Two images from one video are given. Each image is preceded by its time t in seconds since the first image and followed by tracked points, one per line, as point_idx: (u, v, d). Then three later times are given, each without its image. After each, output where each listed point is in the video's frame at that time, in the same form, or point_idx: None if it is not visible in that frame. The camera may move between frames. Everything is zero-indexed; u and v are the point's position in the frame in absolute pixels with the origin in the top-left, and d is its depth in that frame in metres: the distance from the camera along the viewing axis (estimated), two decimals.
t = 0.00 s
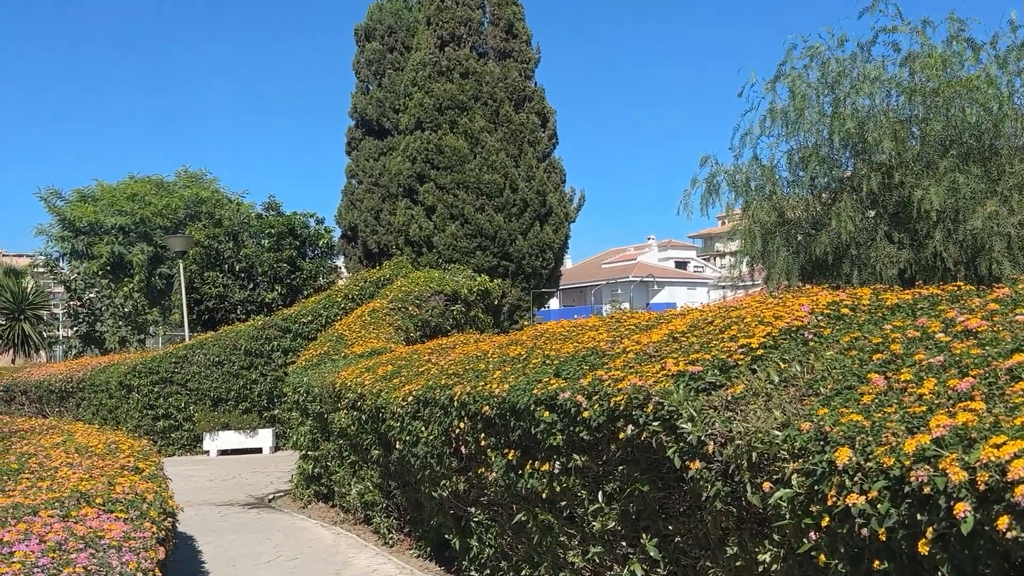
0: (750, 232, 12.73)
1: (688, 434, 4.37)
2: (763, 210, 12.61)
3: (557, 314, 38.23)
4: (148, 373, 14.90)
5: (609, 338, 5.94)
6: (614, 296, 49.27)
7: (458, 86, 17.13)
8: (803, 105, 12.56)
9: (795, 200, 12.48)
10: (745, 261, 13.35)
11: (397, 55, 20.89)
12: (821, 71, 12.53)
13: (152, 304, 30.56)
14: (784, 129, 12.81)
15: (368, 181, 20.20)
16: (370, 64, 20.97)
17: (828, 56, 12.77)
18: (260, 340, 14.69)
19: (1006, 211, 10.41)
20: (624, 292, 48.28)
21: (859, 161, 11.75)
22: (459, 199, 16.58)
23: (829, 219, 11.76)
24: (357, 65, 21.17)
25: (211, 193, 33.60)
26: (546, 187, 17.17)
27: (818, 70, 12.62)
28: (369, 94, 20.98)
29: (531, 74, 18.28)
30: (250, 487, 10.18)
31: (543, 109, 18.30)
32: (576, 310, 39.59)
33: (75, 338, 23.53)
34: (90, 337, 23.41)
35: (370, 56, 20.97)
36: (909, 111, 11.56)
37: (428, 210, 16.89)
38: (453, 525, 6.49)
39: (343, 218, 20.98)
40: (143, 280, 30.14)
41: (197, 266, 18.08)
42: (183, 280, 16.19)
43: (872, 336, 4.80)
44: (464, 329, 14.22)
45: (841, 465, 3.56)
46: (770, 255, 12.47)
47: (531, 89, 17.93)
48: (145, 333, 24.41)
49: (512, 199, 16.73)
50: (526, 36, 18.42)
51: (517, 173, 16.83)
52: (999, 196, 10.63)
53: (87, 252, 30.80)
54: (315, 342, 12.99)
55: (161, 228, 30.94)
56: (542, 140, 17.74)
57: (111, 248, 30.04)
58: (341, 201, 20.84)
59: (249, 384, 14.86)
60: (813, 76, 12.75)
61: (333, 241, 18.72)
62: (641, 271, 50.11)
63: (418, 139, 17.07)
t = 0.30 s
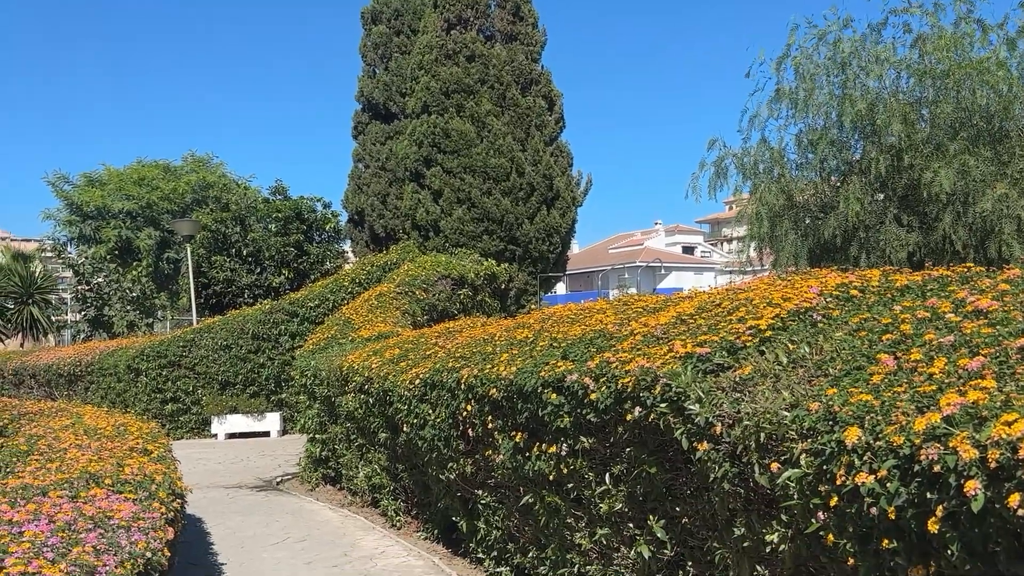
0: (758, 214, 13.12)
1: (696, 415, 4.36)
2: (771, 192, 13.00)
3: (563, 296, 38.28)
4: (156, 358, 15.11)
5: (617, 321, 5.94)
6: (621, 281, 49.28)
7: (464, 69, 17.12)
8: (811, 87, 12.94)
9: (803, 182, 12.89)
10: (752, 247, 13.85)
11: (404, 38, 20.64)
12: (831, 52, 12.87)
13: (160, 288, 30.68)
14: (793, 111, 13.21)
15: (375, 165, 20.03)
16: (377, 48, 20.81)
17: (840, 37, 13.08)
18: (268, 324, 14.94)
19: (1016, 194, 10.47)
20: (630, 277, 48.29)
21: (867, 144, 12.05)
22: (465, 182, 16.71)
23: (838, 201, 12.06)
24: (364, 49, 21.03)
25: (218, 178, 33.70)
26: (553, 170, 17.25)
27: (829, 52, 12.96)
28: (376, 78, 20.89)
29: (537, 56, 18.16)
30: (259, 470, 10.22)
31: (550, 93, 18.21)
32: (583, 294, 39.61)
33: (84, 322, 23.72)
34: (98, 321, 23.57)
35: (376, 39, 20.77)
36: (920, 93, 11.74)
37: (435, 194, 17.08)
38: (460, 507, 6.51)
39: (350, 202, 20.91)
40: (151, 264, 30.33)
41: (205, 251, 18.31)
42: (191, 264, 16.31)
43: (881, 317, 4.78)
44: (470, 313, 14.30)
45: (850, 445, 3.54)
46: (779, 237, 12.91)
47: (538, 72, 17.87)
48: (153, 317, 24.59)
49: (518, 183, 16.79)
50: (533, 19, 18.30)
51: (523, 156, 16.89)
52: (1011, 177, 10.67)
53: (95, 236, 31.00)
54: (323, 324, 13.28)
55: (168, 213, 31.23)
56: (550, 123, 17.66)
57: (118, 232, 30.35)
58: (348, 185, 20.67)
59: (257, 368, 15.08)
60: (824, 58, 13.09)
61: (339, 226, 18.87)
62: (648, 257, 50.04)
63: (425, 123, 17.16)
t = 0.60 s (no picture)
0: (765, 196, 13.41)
1: (703, 396, 4.36)
2: (779, 174, 13.31)
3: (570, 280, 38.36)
4: (163, 341, 15.35)
5: (624, 304, 5.93)
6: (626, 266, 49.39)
7: (470, 52, 17.07)
8: (819, 69, 13.20)
9: (812, 165, 13.17)
10: (758, 231, 14.32)
11: (410, 22, 20.22)
12: (840, 34, 13.14)
13: (167, 272, 30.84)
14: (801, 92, 13.47)
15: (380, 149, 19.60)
16: (383, 31, 20.42)
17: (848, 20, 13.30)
18: (275, 309, 15.12)
19: None
20: (637, 262, 48.31)
21: (876, 126, 12.43)
22: (471, 167, 16.65)
23: (847, 184, 12.47)
24: (370, 32, 20.83)
25: (225, 162, 33.82)
26: (559, 155, 17.16)
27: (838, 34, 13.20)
28: (382, 61, 20.55)
29: (544, 40, 18.08)
30: (267, 452, 10.27)
31: (556, 76, 18.15)
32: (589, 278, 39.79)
33: (92, 306, 23.93)
34: (106, 305, 23.76)
35: (382, 22, 20.40)
36: (930, 73, 12.16)
37: (441, 177, 16.99)
38: (467, 491, 6.54)
39: (355, 186, 20.44)
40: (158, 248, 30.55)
41: (212, 235, 18.40)
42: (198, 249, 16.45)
43: (890, 299, 4.77)
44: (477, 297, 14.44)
45: (859, 424, 3.53)
46: (786, 218, 13.26)
47: (545, 55, 17.83)
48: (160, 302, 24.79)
49: (524, 167, 16.77)
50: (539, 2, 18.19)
51: (530, 141, 16.85)
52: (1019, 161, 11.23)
53: (103, 221, 31.24)
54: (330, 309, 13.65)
55: (174, 197, 31.37)
56: (556, 107, 17.71)
57: (125, 217, 30.82)
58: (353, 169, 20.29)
59: (264, 352, 15.37)
60: (833, 40, 13.34)
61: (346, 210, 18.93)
62: (653, 242, 50.11)
63: (431, 107, 17.03)
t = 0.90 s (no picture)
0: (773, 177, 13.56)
1: (710, 378, 4.35)
2: (787, 158, 13.38)
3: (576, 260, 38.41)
4: (171, 325, 15.37)
5: (631, 287, 5.92)
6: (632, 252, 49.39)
7: (476, 35, 16.95)
8: (826, 52, 13.20)
9: (819, 147, 13.25)
10: (766, 214, 14.36)
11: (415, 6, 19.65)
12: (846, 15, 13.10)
13: (173, 256, 31.10)
14: (808, 75, 13.47)
15: (387, 134, 19.49)
16: (389, 15, 19.97)
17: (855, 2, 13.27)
18: (281, 293, 15.32)
19: None
20: (642, 245, 48.31)
21: (884, 110, 12.40)
22: (477, 151, 16.72)
23: (855, 166, 12.48)
24: (375, 16, 20.70)
25: (230, 147, 33.84)
26: (565, 138, 17.22)
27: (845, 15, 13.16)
28: (388, 45, 20.21)
29: (550, 23, 17.95)
30: (274, 436, 10.31)
31: (563, 60, 18.07)
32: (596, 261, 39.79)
33: (99, 290, 23.95)
34: (113, 289, 23.77)
35: (388, 6, 19.95)
36: (937, 56, 12.12)
37: (447, 162, 17.10)
38: (473, 473, 6.58)
39: (361, 170, 20.40)
40: (165, 233, 30.66)
41: (218, 220, 18.44)
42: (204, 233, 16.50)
43: (899, 280, 4.75)
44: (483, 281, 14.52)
45: (867, 405, 3.52)
46: (794, 202, 13.28)
47: (551, 38, 17.72)
48: (167, 286, 24.90)
49: (530, 151, 16.84)
50: None
51: (536, 124, 16.89)
52: None
53: (110, 205, 31.36)
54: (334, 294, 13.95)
55: (180, 182, 31.41)
56: (562, 91, 17.65)
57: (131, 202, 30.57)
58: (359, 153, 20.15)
59: (270, 335, 15.47)
60: (840, 21, 13.30)
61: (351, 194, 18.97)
62: (659, 226, 50.06)
63: (436, 91, 17.13)
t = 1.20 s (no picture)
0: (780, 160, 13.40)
1: (717, 360, 4.34)
2: (794, 142, 13.25)
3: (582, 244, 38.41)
4: (177, 309, 15.50)
5: (636, 269, 5.91)
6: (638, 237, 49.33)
7: (483, 19, 16.99)
8: (832, 34, 13.13)
9: (826, 130, 13.14)
10: (773, 198, 14.27)
11: None
12: None
13: (179, 241, 31.25)
14: (814, 58, 13.45)
15: (391, 118, 19.06)
16: None
17: None
18: (287, 277, 15.49)
19: None
20: (648, 229, 48.23)
21: (892, 92, 12.34)
22: (483, 135, 16.68)
23: (862, 149, 12.44)
24: None
25: (236, 132, 33.86)
26: (571, 123, 17.20)
27: None
28: (392, 28, 20.16)
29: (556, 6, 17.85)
30: (281, 419, 10.34)
31: (568, 43, 17.99)
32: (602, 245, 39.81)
33: (105, 275, 23.92)
34: (120, 274, 23.74)
35: None
36: (945, 38, 12.11)
37: (452, 145, 17.01)
38: (479, 456, 6.61)
39: (366, 153, 20.14)
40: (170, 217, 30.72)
41: (223, 204, 18.47)
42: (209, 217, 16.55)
43: (907, 261, 4.74)
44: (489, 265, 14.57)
45: (875, 385, 3.50)
46: (800, 184, 13.14)
47: (557, 21, 17.63)
48: (173, 271, 25.02)
49: (536, 135, 16.82)
50: None
51: (541, 108, 16.87)
52: None
53: (116, 190, 31.46)
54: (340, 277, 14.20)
55: (185, 166, 31.44)
56: (568, 74, 17.58)
57: (138, 185, 30.79)
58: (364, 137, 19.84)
59: (277, 320, 15.75)
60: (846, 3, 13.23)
61: (357, 178, 18.99)
62: (665, 211, 49.97)
63: (441, 74, 17.04)
